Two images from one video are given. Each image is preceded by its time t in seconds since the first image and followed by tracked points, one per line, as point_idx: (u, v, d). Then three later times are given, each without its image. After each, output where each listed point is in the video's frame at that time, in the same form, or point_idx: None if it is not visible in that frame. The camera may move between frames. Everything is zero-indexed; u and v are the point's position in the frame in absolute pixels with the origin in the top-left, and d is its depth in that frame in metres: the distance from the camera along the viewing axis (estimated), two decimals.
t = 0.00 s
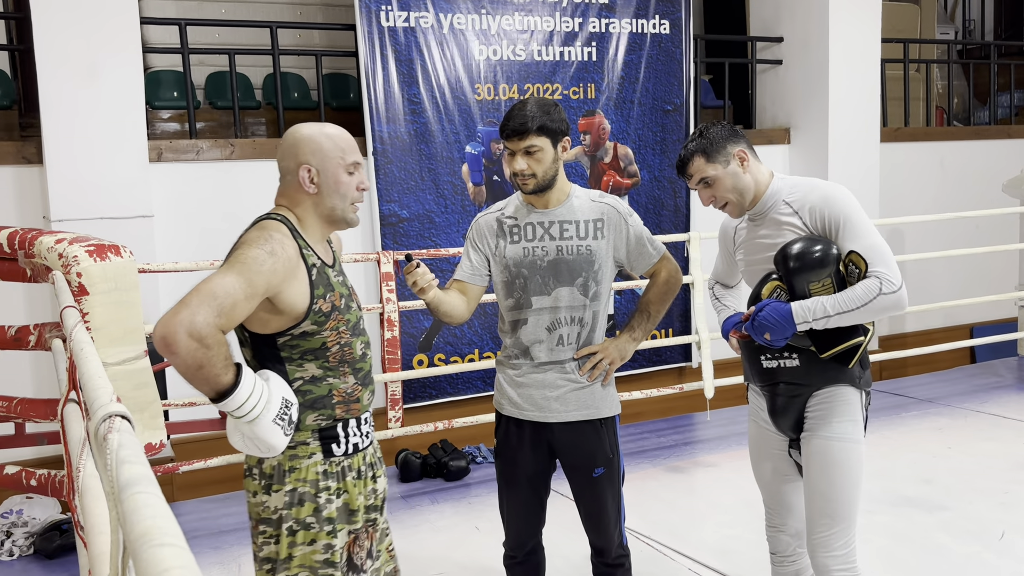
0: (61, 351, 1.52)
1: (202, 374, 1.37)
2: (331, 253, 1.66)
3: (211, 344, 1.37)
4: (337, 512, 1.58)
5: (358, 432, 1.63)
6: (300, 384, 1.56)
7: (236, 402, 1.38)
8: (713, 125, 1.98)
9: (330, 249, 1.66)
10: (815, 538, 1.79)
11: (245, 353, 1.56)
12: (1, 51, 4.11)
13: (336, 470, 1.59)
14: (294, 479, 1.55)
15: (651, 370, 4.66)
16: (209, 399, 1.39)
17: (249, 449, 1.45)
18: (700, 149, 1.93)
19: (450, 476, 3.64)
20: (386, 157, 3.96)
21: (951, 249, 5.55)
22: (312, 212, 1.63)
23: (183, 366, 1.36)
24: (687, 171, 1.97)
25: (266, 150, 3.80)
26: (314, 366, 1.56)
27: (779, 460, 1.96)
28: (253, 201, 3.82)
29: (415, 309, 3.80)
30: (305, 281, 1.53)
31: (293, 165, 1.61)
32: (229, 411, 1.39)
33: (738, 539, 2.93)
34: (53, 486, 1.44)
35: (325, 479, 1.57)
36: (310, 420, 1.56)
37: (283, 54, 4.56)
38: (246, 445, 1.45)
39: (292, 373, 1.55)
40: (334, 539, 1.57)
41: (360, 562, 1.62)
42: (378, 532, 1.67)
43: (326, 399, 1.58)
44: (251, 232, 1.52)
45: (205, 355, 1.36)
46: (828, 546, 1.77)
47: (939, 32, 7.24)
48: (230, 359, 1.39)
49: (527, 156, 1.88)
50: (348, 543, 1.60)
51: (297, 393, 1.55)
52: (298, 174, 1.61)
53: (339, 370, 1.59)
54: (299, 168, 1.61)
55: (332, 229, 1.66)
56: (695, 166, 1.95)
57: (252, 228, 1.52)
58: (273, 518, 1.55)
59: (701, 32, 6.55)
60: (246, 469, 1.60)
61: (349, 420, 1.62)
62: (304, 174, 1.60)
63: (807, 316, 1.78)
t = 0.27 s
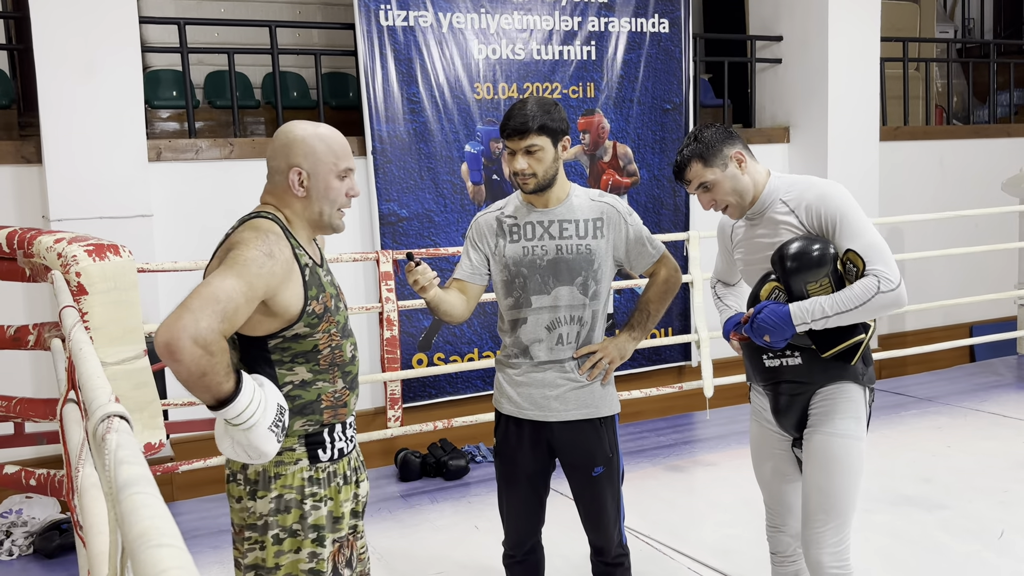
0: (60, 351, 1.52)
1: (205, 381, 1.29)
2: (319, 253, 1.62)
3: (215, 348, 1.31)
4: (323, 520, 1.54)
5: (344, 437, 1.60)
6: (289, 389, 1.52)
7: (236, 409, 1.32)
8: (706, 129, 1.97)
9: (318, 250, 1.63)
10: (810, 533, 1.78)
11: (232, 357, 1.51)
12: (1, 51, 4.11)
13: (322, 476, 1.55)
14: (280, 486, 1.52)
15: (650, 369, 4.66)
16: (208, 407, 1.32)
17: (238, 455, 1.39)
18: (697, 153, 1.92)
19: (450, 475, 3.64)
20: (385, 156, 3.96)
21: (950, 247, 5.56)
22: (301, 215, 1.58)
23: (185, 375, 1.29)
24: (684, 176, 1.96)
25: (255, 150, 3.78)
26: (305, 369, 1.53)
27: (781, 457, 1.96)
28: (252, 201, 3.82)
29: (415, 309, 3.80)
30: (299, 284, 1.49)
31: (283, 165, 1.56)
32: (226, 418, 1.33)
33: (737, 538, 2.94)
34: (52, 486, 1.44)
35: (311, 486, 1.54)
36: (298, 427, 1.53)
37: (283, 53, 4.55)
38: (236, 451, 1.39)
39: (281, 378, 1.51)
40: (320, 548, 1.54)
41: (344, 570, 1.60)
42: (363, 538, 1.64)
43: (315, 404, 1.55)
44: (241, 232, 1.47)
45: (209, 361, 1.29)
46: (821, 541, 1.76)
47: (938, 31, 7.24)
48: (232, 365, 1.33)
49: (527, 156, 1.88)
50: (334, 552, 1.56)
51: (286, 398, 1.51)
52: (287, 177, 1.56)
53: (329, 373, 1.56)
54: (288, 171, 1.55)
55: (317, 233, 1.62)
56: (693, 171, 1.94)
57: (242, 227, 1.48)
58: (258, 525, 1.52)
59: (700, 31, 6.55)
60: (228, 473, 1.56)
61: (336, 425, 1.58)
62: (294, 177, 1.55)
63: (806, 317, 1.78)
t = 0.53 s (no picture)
0: (59, 350, 1.51)
1: (251, 390, 1.27)
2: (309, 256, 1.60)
3: (244, 358, 1.28)
4: (315, 519, 1.52)
5: (337, 437, 1.55)
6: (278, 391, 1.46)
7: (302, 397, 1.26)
8: (723, 117, 1.96)
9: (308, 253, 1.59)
10: (814, 538, 1.79)
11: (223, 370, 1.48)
12: None
13: (314, 476, 1.52)
14: (272, 486, 1.49)
15: (650, 367, 4.66)
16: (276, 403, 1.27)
17: (354, 424, 1.33)
18: (710, 143, 1.91)
19: (450, 474, 3.64)
20: (385, 155, 3.96)
21: (950, 246, 5.55)
22: (289, 219, 1.56)
23: (230, 396, 1.27)
24: (697, 165, 1.96)
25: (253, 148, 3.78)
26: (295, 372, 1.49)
27: (782, 458, 1.96)
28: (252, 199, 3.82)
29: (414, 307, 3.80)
30: (289, 288, 1.47)
31: (278, 167, 1.54)
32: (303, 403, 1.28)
33: (737, 536, 2.94)
34: (51, 485, 1.44)
35: (303, 486, 1.51)
36: (288, 428, 1.47)
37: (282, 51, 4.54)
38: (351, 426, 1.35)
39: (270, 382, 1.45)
40: (312, 547, 1.52)
41: (335, 567, 1.58)
42: (355, 536, 1.63)
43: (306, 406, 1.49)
44: (220, 244, 1.43)
45: (241, 373, 1.27)
46: (826, 546, 1.77)
47: (938, 28, 7.23)
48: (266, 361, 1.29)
49: (528, 154, 1.88)
50: (324, 550, 1.55)
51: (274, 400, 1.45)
52: (280, 178, 1.54)
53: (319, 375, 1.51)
54: (282, 172, 1.54)
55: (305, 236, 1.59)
56: (705, 161, 1.93)
57: (222, 237, 1.44)
58: (250, 525, 1.49)
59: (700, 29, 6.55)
60: (221, 473, 1.54)
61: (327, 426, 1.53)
62: (287, 180, 1.53)
63: (806, 322, 1.80)
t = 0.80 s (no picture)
0: (60, 347, 1.51)
1: (334, 401, 1.33)
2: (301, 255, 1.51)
3: (319, 377, 1.31)
4: (312, 518, 1.49)
5: (333, 435, 1.53)
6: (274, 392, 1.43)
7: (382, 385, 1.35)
8: (755, 99, 1.91)
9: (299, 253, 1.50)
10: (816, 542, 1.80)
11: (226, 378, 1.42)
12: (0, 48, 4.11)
13: (311, 474, 1.49)
14: (268, 484, 1.46)
15: (650, 365, 4.67)
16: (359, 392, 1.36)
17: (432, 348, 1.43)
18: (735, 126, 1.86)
19: (450, 472, 3.64)
20: (384, 153, 3.96)
21: (950, 244, 5.55)
22: (278, 217, 1.46)
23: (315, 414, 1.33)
24: (718, 147, 1.91)
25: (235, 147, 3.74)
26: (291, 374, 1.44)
27: (781, 459, 1.95)
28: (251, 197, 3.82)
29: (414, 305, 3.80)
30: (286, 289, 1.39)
31: (259, 164, 1.44)
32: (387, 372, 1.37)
33: (736, 534, 2.94)
34: (52, 483, 1.44)
35: (299, 484, 1.48)
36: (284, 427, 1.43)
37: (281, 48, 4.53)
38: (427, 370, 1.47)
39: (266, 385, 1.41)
40: (308, 546, 1.48)
41: (331, 567, 1.54)
42: (354, 535, 1.59)
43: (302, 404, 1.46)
44: (215, 256, 1.35)
45: (318, 392, 1.31)
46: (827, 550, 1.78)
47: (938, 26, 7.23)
48: (332, 372, 1.33)
49: (528, 152, 1.88)
50: (320, 549, 1.50)
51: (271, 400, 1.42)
52: (263, 176, 1.44)
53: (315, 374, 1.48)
54: (264, 170, 1.43)
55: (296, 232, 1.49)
56: (728, 145, 1.88)
57: (216, 251, 1.34)
58: (246, 524, 1.46)
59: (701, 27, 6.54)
60: (218, 472, 1.52)
61: (323, 423, 1.50)
62: (270, 177, 1.43)
63: (801, 325, 1.81)
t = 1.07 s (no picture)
0: (59, 346, 1.51)
1: (283, 424, 1.34)
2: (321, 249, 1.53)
3: (279, 397, 1.33)
4: (328, 513, 1.49)
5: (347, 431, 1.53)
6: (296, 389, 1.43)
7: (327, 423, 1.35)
8: (783, 86, 1.85)
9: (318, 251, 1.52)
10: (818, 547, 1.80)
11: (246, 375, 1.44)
12: None
13: (327, 469, 1.49)
14: (286, 479, 1.45)
15: (650, 364, 4.67)
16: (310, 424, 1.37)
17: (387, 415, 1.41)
18: (760, 111, 1.81)
19: (450, 471, 3.64)
20: (385, 152, 3.96)
21: (950, 243, 5.55)
22: (300, 210, 1.49)
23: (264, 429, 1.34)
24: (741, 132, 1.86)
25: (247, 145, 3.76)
26: (312, 369, 1.44)
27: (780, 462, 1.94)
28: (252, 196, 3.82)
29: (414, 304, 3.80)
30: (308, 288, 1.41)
31: (278, 159, 1.47)
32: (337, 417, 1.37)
33: (737, 533, 2.94)
34: (52, 482, 1.44)
35: (316, 479, 1.48)
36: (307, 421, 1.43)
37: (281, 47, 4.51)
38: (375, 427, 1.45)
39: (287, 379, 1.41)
40: (324, 540, 1.48)
41: (341, 563, 1.53)
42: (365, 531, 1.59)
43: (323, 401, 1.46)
44: (238, 255, 1.37)
45: (272, 410, 1.32)
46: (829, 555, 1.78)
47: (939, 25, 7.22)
48: (294, 397, 1.34)
49: (529, 148, 1.88)
50: (334, 544, 1.50)
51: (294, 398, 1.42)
52: (284, 170, 1.46)
53: (336, 371, 1.48)
54: (285, 164, 1.46)
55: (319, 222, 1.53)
56: (750, 130, 1.84)
57: (240, 249, 1.37)
58: (263, 519, 1.45)
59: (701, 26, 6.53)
60: (231, 468, 1.50)
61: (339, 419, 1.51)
62: (292, 169, 1.46)
63: (792, 326, 1.78)
